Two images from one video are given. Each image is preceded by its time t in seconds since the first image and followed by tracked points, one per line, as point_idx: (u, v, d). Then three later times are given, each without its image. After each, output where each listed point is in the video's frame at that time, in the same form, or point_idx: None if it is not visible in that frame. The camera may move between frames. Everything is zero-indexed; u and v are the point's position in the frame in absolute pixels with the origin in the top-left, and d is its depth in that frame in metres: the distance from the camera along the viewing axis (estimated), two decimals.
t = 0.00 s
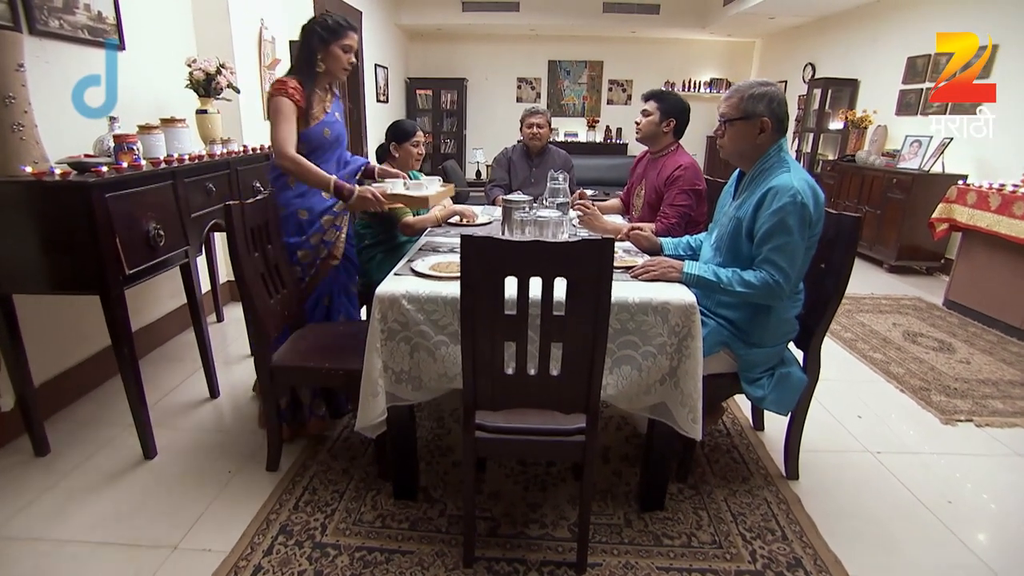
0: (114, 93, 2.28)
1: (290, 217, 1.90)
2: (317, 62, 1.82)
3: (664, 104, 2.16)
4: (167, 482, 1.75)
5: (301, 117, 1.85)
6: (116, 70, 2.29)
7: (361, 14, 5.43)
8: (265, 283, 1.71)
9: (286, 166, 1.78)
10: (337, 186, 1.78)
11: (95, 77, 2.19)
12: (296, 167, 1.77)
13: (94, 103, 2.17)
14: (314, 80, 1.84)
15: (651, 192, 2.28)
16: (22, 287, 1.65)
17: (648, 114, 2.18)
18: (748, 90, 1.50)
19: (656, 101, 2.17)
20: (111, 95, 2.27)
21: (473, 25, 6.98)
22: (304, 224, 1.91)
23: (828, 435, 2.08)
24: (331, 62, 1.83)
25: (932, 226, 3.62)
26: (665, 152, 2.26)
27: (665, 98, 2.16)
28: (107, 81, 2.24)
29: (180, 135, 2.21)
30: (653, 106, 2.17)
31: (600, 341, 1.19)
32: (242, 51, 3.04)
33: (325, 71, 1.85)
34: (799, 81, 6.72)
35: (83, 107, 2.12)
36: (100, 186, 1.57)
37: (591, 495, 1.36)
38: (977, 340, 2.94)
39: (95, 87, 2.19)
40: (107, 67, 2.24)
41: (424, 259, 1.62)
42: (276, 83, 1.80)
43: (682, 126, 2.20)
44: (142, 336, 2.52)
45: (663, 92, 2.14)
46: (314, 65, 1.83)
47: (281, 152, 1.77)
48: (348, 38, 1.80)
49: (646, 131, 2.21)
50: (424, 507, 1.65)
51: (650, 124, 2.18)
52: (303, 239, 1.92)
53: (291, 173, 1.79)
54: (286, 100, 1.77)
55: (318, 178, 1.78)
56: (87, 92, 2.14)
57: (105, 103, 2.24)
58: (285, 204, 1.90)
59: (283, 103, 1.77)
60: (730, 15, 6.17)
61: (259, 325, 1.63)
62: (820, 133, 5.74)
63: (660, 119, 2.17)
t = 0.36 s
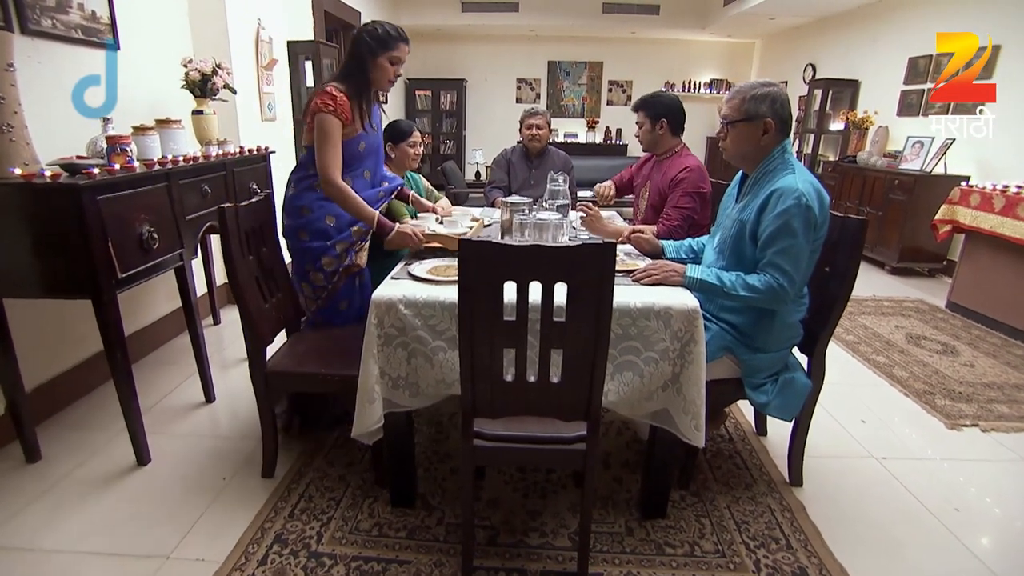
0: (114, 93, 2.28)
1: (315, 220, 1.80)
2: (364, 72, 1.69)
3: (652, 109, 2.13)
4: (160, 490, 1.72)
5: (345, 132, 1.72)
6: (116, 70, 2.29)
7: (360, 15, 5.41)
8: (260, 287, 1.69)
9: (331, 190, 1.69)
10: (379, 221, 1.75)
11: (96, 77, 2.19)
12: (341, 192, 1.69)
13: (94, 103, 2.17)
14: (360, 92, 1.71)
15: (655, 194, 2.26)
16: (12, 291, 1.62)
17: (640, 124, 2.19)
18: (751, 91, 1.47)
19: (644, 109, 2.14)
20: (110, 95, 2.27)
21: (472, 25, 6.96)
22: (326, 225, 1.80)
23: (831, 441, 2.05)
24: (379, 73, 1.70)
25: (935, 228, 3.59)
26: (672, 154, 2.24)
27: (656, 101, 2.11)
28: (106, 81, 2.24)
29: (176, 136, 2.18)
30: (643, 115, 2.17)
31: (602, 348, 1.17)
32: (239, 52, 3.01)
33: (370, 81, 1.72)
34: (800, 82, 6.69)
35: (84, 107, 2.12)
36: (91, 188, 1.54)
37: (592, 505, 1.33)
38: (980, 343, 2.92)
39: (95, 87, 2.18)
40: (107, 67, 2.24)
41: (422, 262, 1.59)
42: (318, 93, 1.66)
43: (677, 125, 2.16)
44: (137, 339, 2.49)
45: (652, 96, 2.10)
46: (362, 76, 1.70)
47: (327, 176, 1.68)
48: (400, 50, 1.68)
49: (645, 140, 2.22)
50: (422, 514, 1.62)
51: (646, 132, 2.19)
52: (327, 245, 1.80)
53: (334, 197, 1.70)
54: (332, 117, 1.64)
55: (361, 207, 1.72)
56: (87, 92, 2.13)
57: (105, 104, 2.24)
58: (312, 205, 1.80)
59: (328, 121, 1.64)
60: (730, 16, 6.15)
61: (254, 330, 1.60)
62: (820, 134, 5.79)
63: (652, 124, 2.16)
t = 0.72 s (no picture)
0: (114, 93, 2.29)
1: (317, 224, 1.78)
2: (378, 79, 1.66)
3: (653, 109, 2.12)
4: (152, 498, 1.69)
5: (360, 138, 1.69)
6: (116, 69, 2.30)
7: (358, 16, 5.39)
8: (254, 292, 1.66)
9: (353, 199, 1.65)
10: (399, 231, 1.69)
11: (96, 77, 2.20)
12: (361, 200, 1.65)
13: (94, 103, 2.18)
14: (374, 97, 1.68)
15: (655, 197, 2.23)
16: None
17: (639, 122, 2.18)
18: (752, 93, 1.44)
19: (645, 107, 2.13)
20: (110, 95, 2.28)
21: (470, 26, 6.94)
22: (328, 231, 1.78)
23: (833, 446, 2.02)
24: (393, 81, 1.66)
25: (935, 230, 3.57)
26: (669, 156, 2.21)
27: (658, 102, 2.10)
28: (107, 81, 2.25)
29: (170, 139, 2.15)
30: (644, 114, 2.16)
31: (602, 357, 1.14)
32: (234, 53, 2.98)
33: (382, 88, 1.68)
34: (799, 83, 6.68)
35: (84, 107, 2.13)
36: (81, 192, 1.51)
37: (592, 515, 1.30)
38: (982, 346, 2.89)
39: (95, 87, 2.20)
40: (107, 66, 2.25)
41: (418, 267, 1.56)
42: (334, 97, 1.62)
43: (677, 128, 2.15)
44: (130, 344, 2.46)
45: (653, 96, 2.10)
46: (377, 84, 1.67)
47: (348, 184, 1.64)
48: (417, 61, 1.64)
49: (642, 140, 2.21)
50: (418, 524, 1.59)
51: (644, 131, 2.18)
52: (327, 250, 1.79)
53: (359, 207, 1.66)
54: (349, 122, 1.61)
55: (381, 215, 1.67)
56: (87, 92, 2.15)
57: (105, 104, 2.25)
58: (316, 210, 1.77)
59: (345, 126, 1.60)
60: (729, 17, 6.13)
61: (247, 336, 1.57)
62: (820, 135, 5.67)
63: (650, 124, 2.15)
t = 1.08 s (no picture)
0: (114, 92, 2.30)
1: (315, 225, 1.75)
2: (376, 80, 1.62)
3: (646, 110, 2.10)
4: (143, 506, 1.65)
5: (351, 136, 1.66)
6: (116, 68, 2.31)
7: (356, 16, 5.36)
8: (247, 296, 1.62)
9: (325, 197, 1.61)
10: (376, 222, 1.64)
11: (96, 77, 2.21)
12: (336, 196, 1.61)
13: (94, 103, 2.20)
14: (372, 98, 1.64)
15: (650, 199, 2.20)
16: None
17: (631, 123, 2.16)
18: (755, 93, 1.41)
19: (638, 108, 2.12)
20: (111, 95, 2.29)
21: (469, 26, 6.91)
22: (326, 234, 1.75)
23: (836, 451, 1.99)
24: (392, 83, 1.63)
25: (937, 231, 3.55)
26: (661, 157, 2.18)
27: (654, 104, 2.09)
28: (106, 81, 2.26)
29: (163, 139, 2.12)
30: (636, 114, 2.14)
31: (603, 363, 1.11)
32: (230, 52, 2.95)
33: (381, 89, 1.65)
34: (798, 84, 6.66)
35: (84, 107, 2.15)
36: (70, 194, 1.48)
37: (592, 525, 1.27)
38: (985, 348, 2.87)
39: (95, 87, 2.21)
40: (107, 66, 2.26)
41: (415, 270, 1.53)
42: (329, 94, 1.58)
43: (667, 129, 2.13)
44: (124, 347, 2.42)
45: (648, 97, 2.09)
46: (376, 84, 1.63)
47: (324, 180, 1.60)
48: (418, 63, 1.61)
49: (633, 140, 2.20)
50: (415, 532, 1.56)
51: (635, 132, 2.17)
52: (324, 252, 1.76)
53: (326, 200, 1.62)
54: (342, 120, 1.56)
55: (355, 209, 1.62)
56: (87, 93, 2.16)
57: (105, 104, 2.26)
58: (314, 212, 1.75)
59: (336, 124, 1.56)
60: (728, 17, 6.11)
61: (240, 341, 1.54)
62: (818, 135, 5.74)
63: (641, 125, 2.14)
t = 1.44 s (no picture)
0: (114, 92, 2.31)
1: (320, 226, 1.70)
2: (364, 77, 1.60)
3: (651, 110, 2.07)
4: (135, 513, 1.62)
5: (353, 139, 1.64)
6: (116, 67, 2.31)
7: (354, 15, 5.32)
8: (241, 299, 1.59)
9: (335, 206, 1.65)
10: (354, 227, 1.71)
11: (96, 77, 2.22)
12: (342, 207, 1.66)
13: (94, 104, 2.20)
14: (363, 95, 1.62)
15: (648, 200, 2.17)
16: None
17: (634, 122, 2.10)
18: (756, 94, 1.38)
19: (642, 107, 2.08)
20: (111, 95, 2.29)
21: (468, 26, 6.87)
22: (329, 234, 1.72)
23: (841, 457, 1.96)
24: (381, 78, 1.61)
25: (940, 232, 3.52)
26: (656, 158, 2.16)
27: (652, 104, 2.07)
28: (107, 81, 2.26)
29: (158, 139, 2.09)
30: (640, 113, 2.09)
31: (605, 370, 1.08)
32: (226, 51, 2.92)
33: (370, 85, 1.62)
34: (799, 83, 6.63)
35: (84, 108, 2.16)
36: (59, 195, 1.45)
37: (593, 535, 1.24)
38: (989, 351, 2.84)
39: (95, 87, 2.21)
40: (107, 66, 2.26)
41: (412, 273, 1.50)
42: (326, 99, 1.56)
43: (671, 130, 2.13)
44: (119, 350, 2.40)
45: (652, 97, 2.06)
46: (365, 80, 1.61)
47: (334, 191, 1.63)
48: (406, 54, 1.58)
49: (635, 140, 2.14)
50: (413, 540, 1.53)
51: (638, 132, 2.11)
52: (332, 251, 1.72)
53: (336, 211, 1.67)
54: (345, 127, 1.56)
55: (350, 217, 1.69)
56: (87, 93, 2.17)
57: (105, 104, 2.26)
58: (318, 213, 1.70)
59: (341, 133, 1.56)
60: (729, 16, 6.07)
61: (233, 345, 1.51)
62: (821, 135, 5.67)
63: (649, 125, 2.10)
